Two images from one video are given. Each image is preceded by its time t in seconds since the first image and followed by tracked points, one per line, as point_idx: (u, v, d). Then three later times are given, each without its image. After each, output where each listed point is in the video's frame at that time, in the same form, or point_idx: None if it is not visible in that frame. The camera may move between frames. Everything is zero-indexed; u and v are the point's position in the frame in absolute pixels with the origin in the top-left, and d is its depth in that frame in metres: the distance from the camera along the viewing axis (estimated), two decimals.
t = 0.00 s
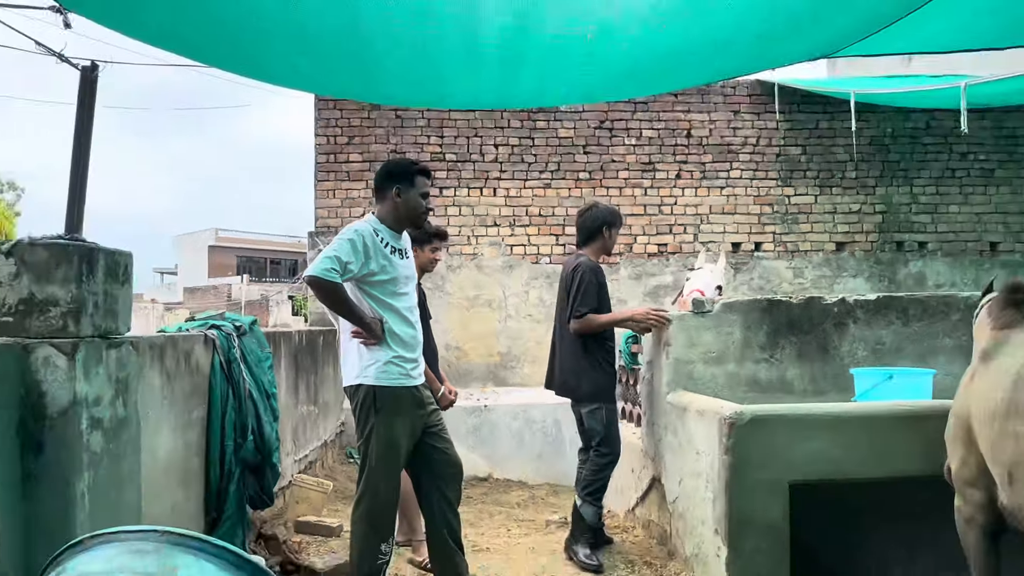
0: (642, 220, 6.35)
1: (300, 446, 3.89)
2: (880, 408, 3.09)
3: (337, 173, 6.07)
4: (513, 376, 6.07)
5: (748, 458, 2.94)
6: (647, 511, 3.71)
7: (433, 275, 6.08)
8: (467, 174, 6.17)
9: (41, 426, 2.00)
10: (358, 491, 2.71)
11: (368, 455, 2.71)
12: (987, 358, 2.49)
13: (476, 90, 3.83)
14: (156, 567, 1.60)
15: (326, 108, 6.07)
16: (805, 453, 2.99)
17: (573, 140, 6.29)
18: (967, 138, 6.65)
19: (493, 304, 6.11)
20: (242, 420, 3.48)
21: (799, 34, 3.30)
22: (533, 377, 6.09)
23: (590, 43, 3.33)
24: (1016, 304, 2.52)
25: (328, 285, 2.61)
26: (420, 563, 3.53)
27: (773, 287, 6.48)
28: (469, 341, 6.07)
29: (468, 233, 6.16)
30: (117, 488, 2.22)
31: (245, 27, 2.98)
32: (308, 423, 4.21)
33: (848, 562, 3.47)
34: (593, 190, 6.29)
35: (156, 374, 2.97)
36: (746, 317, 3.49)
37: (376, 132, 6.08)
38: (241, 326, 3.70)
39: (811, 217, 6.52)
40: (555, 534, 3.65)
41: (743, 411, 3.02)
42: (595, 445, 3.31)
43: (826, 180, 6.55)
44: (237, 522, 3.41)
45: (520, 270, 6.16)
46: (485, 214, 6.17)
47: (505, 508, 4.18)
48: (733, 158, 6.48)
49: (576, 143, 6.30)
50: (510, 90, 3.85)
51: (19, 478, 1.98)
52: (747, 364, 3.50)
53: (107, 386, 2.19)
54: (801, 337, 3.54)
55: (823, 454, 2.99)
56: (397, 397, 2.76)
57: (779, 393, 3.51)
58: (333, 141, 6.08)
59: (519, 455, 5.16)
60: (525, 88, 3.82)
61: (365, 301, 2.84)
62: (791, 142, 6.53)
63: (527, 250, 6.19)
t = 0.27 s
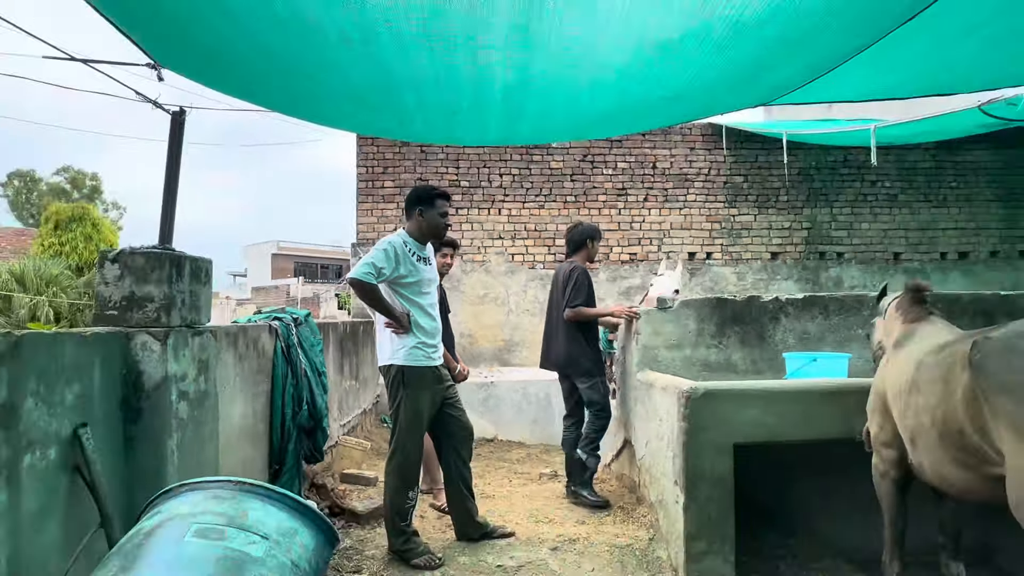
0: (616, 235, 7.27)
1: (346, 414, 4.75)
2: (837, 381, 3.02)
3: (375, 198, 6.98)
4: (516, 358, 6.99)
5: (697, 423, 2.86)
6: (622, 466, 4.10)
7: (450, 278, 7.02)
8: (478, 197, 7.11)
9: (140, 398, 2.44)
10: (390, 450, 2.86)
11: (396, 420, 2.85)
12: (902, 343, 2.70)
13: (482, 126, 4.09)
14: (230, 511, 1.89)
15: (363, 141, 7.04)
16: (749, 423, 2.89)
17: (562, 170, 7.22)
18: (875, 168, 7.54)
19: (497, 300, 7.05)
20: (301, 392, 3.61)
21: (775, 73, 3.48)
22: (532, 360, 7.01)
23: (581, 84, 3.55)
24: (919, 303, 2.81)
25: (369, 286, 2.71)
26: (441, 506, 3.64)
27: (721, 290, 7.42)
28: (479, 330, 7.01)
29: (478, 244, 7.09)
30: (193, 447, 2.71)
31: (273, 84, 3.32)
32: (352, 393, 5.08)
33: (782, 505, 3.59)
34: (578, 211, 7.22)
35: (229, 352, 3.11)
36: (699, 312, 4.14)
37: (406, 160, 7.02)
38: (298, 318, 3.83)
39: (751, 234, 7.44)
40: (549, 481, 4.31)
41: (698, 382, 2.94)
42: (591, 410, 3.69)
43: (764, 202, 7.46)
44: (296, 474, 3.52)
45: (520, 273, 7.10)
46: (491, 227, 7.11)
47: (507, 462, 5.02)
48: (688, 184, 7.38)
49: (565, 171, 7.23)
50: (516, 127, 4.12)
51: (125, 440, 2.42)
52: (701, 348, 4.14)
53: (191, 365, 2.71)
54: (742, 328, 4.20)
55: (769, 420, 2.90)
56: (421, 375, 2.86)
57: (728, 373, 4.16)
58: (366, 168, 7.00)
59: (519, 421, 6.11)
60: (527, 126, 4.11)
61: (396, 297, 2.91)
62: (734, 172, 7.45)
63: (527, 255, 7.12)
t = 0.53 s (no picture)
0: (613, 236, 7.44)
1: (351, 409, 4.90)
2: (824, 378, 3.18)
3: (381, 199, 7.15)
4: (516, 355, 7.15)
5: (690, 416, 3.01)
6: (620, 458, 4.22)
7: (453, 276, 7.18)
8: (481, 198, 7.28)
9: (154, 392, 2.62)
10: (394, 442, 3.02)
11: (400, 413, 3.01)
12: (895, 341, 2.85)
13: (483, 130, 4.23)
14: (244, 502, 2.06)
15: (369, 144, 7.21)
16: (741, 417, 3.03)
17: (561, 173, 7.38)
18: (864, 171, 7.68)
19: (498, 299, 7.22)
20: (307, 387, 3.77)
21: (768, 79, 3.60)
22: (533, 355, 7.18)
23: (578, 89, 3.69)
24: (909, 301, 2.95)
25: (375, 283, 2.85)
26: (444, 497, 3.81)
27: (714, 289, 7.57)
28: (481, 327, 7.18)
29: (480, 244, 7.25)
30: (205, 440, 2.88)
31: (283, 87, 3.46)
32: (358, 389, 5.24)
33: (773, 498, 3.74)
34: (577, 214, 7.38)
35: (240, 348, 3.29)
36: (694, 310, 4.28)
37: (411, 163, 7.19)
38: (307, 314, 3.99)
39: (743, 235, 7.59)
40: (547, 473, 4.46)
41: (692, 378, 3.09)
42: (590, 405, 3.84)
43: (756, 205, 7.62)
44: (303, 466, 3.71)
45: (522, 272, 7.27)
46: (494, 227, 7.28)
47: (507, 455, 5.18)
48: (681, 187, 7.53)
49: (566, 172, 7.39)
50: (515, 130, 4.26)
51: (140, 430, 2.60)
52: (695, 345, 4.28)
53: (202, 361, 2.89)
54: (735, 326, 4.30)
55: (761, 414, 3.06)
56: (422, 369, 3.02)
57: (721, 370, 4.29)
58: (372, 171, 7.17)
59: (520, 415, 6.28)
60: (528, 129, 4.24)
61: (401, 296, 3.09)
62: (728, 176, 7.60)
63: (529, 254, 7.29)
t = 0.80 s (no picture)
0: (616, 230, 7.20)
1: (342, 413, 4.64)
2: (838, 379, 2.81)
3: (374, 192, 6.91)
4: (515, 355, 6.92)
5: (695, 420, 2.67)
6: (622, 464, 3.88)
7: (450, 273, 6.95)
8: (478, 191, 7.04)
9: (134, 393, 2.16)
10: (388, 447, 2.79)
11: (393, 418, 2.78)
12: (919, 342, 2.47)
13: (481, 123, 3.78)
14: (224, 506, 1.73)
15: (363, 136, 6.97)
16: (750, 420, 2.69)
17: (563, 165, 7.15)
18: (880, 164, 7.48)
19: (496, 296, 6.99)
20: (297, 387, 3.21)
21: (806, 72, 3.13)
22: (533, 356, 6.95)
23: (586, 80, 3.19)
24: (932, 301, 2.59)
25: (363, 281, 2.64)
26: (440, 503, 3.55)
27: (725, 287, 7.37)
28: (478, 327, 6.95)
29: (479, 240, 7.02)
30: (189, 452, 2.36)
31: (256, 78, 3.02)
32: (350, 392, 4.98)
33: (784, 506, 3.18)
34: (579, 208, 7.15)
35: (226, 350, 2.72)
36: (702, 308, 3.76)
37: (405, 155, 6.95)
38: (295, 313, 3.42)
39: (754, 230, 7.37)
40: (548, 481, 4.19)
41: (699, 380, 2.75)
42: (590, 410, 3.59)
43: (769, 198, 7.40)
44: (292, 472, 3.16)
45: (521, 269, 7.04)
46: (492, 223, 7.05)
47: (508, 461, 4.94)
48: (691, 180, 7.31)
49: (566, 165, 7.16)
50: (515, 123, 3.78)
51: (118, 433, 2.16)
52: (703, 347, 3.74)
53: (186, 362, 2.36)
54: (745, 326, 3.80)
55: (771, 418, 2.71)
56: (417, 371, 2.79)
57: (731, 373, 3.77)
58: (365, 164, 6.93)
59: (519, 418, 6.05)
60: (529, 121, 3.74)
61: (393, 293, 2.86)
62: (739, 169, 7.38)
63: (527, 250, 7.05)
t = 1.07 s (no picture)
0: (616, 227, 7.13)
1: (337, 412, 4.58)
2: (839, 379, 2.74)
3: (370, 187, 6.84)
4: (513, 354, 6.86)
5: (696, 421, 2.61)
6: (622, 464, 3.79)
7: (447, 270, 6.88)
8: (476, 187, 6.97)
9: (123, 392, 1.93)
10: (382, 447, 2.71)
11: (388, 417, 2.71)
12: (927, 341, 2.40)
13: (476, 118, 3.69)
14: (213, 507, 1.50)
15: (359, 131, 6.90)
16: (751, 419, 2.63)
17: (562, 160, 7.08)
18: (886, 160, 7.40)
19: (495, 294, 6.92)
20: (290, 386, 3.12)
21: (810, 67, 3.04)
22: (531, 354, 6.88)
23: (582, 74, 3.11)
24: (940, 301, 2.52)
25: (353, 279, 2.57)
26: (436, 504, 3.47)
27: (727, 285, 7.30)
28: (476, 325, 6.88)
29: (477, 237, 6.95)
30: (180, 454, 2.13)
31: (243, 73, 2.91)
32: (344, 390, 4.91)
33: (785, 509, 3.10)
34: (578, 204, 7.07)
35: (217, 347, 2.60)
36: (702, 307, 3.63)
37: (402, 151, 6.88)
38: (288, 310, 3.34)
39: (757, 227, 7.29)
40: (545, 481, 4.12)
41: (699, 379, 2.68)
42: (590, 410, 3.52)
43: (772, 195, 7.33)
44: (285, 472, 3.08)
45: (520, 266, 6.97)
46: (490, 219, 6.98)
47: (505, 461, 4.88)
48: (693, 176, 7.24)
49: (565, 161, 7.09)
50: (510, 117, 3.70)
51: (105, 434, 1.93)
52: (703, 344, 3.62)
53: (175, 360, 2.12)
54: (746, 324, 3.71)
55: (772, 418, 2.64)
56: (412, 370, 2.72)
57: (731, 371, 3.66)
58: (362, 158, 6.85)
59: (518, 418, 5.98)
60: (525, 115, 3.66)
61: (385, 292, 2.78)
62: (742, 165, 7.30)
63: (526, 248, 6.99)
